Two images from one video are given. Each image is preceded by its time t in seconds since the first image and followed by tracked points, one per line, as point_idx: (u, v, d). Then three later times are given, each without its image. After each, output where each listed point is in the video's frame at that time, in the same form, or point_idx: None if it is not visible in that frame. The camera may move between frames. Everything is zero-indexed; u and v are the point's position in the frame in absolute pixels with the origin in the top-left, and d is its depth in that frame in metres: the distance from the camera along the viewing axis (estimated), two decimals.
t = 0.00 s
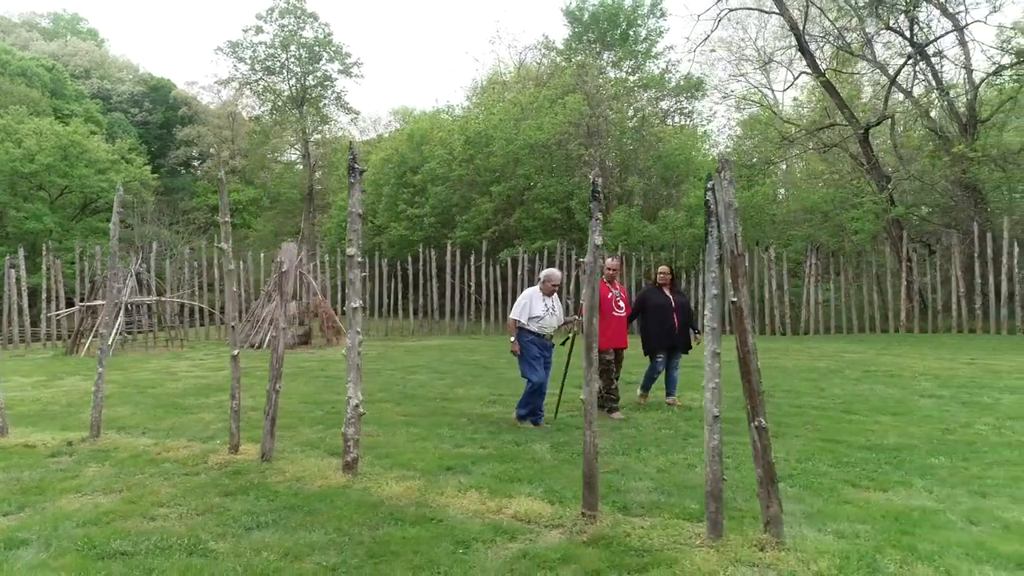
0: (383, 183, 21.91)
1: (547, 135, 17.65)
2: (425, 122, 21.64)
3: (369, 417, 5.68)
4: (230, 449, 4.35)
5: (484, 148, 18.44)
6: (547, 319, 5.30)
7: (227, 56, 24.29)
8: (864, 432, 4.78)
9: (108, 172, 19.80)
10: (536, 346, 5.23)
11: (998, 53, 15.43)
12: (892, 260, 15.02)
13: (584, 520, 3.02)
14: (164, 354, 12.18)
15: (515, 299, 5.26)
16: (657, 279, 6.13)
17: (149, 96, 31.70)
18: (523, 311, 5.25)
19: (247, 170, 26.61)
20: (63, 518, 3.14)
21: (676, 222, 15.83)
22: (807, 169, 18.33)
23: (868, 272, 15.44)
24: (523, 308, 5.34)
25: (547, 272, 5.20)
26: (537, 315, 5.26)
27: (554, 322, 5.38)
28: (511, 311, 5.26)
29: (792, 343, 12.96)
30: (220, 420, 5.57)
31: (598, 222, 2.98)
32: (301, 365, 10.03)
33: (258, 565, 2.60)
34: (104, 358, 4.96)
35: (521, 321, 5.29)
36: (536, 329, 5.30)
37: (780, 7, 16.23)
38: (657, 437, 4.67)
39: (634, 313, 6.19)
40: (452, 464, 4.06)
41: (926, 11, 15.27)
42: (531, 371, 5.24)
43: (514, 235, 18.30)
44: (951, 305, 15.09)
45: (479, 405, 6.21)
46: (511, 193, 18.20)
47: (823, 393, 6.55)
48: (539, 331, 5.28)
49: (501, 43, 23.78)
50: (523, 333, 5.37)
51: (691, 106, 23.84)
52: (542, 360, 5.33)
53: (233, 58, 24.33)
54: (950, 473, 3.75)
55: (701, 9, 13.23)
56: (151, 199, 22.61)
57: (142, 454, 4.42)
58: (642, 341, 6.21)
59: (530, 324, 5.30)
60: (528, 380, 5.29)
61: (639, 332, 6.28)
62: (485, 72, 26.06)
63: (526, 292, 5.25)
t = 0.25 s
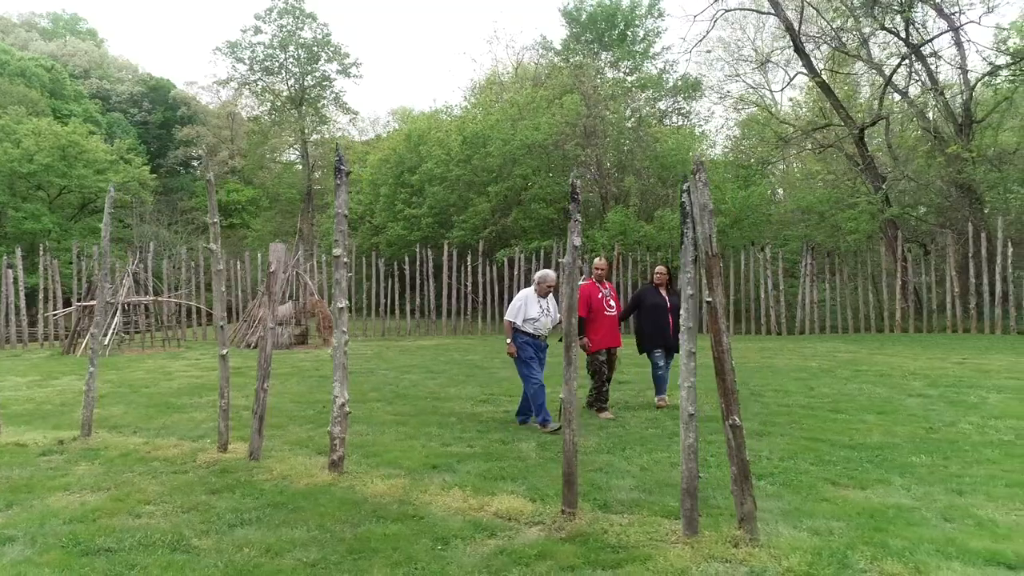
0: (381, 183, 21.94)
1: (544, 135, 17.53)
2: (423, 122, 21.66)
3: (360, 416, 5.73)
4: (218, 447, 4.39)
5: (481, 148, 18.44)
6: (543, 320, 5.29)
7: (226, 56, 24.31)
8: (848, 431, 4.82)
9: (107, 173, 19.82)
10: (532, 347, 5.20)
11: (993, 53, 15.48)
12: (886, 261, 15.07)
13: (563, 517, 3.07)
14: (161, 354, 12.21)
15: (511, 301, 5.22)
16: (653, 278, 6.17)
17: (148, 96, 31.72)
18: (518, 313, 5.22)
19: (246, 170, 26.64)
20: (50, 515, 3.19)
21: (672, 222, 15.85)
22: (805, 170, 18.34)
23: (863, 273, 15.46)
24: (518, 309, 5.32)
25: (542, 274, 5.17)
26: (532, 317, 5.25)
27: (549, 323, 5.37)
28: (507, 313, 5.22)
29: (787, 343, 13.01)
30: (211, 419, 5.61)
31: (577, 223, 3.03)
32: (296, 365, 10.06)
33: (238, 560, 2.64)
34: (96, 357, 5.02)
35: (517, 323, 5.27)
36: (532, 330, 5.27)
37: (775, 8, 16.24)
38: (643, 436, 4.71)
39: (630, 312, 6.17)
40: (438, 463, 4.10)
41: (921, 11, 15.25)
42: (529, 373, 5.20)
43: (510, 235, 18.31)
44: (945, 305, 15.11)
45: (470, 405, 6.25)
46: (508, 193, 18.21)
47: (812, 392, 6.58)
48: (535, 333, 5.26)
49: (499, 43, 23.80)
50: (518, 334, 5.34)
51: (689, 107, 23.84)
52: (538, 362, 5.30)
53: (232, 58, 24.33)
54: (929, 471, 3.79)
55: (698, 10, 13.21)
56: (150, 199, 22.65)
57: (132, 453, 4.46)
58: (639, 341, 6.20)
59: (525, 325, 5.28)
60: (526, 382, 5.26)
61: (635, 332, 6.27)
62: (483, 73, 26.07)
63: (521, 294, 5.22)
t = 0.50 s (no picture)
0: (378, 183, 21.97)
1: (539, 136, 17.58)
2: (420, 123, 21.69)
3: (349, 416, 5.76)
4: (206, 447, 4.43)
5: (478, 148, 18.46)
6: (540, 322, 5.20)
7: (224, 57, 24.32)
8: (832, 430, 4.85)
9: (105, 173, 19.86)
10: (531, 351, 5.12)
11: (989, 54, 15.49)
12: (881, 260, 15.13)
13: (541, 515, 3.11)
14: (156, 355, 12.24)
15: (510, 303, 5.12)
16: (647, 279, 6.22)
17: (147, 96, 31.75)
18: (517, 315, 5.13)
19: (244, 170, 26.68)
20: (35, 513, 3.23)
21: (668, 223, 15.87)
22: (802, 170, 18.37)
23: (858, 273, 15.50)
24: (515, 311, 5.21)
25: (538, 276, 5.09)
26: (530, 318, 5.18)
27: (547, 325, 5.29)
28: (505, 316, 5.11)
29: (782, 343, 13.04)
30: (201, 419, 5.64)
31: (555, 224, 3.06)
32: (291, 364, 10.10)
33: (217, 557, 2.67)
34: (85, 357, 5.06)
35: (513, 325, 5.19)
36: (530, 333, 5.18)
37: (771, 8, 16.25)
38: (628, 436, 4.74)
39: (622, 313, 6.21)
40: (422, 462, 4.13)
41: (917, 11, 15.22)
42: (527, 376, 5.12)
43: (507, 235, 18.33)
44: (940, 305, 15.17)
45: (460, 405, 6.28)
46: (505, 193, 18.23)
47: (800, 392, 6.62)
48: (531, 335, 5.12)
49: (496, 44, 23.82)
50: (515, 336, 5.23)
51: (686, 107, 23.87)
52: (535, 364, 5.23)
53: (230, 58, 24.34)
54: (907, 470, 3.83)
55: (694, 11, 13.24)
56: (148, 199, 22.69)
57: (121, 452, 4.50)
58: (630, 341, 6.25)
59: (524, 328, 5.19)
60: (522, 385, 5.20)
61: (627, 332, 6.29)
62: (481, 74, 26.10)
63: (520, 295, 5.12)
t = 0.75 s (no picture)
0: (376, 183, 21.98)
1: (537, 137, 17.58)
2: (418, 123, 21.71)
3: (340, 416, 5.78)
4: (196, 446, 4.45)
5: (475, 149, 18.47)
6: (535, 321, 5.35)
7: (223, 57, 24.31)
8: (818, 430, 4.88)
9: (104, 174, 19.88)
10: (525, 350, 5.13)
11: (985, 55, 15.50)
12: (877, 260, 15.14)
13: (523, 514, 3.14)
14: (153, 355, 12.25)
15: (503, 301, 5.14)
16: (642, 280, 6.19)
17: (146, 96, 31.77)
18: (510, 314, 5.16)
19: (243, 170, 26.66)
20: (22, 512, 3.25)
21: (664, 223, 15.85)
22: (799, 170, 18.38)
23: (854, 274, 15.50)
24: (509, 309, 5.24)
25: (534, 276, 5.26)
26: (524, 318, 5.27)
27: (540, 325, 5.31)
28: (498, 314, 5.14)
29: (776, 343, 13.09)
30: (192, 419, 5.67)
31: (535, 227, 3.10)
32: (286, 365, 10.11)
33: (200, 556, 2.70)
34: (75, 358, 5.08)
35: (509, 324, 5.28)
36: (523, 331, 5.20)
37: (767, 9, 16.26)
38: (616, 436, 4.77)
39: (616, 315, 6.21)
40: (409, 461, 4.16)
41: (913, 11, 15.21)
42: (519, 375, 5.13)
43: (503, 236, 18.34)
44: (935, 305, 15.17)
45: (451, 405, 6.30)
46: (502, 194, 18.24)
47: (790, 392, 6.64)
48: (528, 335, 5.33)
49: (494, 44, 23.84)
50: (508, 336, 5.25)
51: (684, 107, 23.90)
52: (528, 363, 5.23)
53: (229, 59, 24.32)
54: (890, 470, 3.85)
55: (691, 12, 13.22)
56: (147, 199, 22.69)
57: (110, 452, 4.52)
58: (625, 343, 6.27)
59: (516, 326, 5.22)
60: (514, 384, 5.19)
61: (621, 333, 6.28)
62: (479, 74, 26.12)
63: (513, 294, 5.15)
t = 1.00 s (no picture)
0: (373, 184, 22.00)
1: (534, 137, 17.57)
2: (415, 123, 21.73)
3: (329, 416, 5.80)
4: (183, 446, 4.48)
5: (472, 149, 18.48)
6: (529, 321, 5.18)
7: (222, 57, 24.25)
8: (803, 430, 4.90)
9: (102, 174, 19.89)
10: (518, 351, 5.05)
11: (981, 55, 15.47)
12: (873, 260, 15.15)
13: (503, 513, 3.16)
14: (149, 355, 12.27)
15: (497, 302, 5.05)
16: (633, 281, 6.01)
17: (145, 96, 31.79)
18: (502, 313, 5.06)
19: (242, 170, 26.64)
20: (6, 512, 3.28)
21: (660, 223, 15.84)
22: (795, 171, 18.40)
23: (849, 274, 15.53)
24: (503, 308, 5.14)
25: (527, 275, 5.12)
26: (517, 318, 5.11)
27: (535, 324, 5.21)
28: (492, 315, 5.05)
29: (770, 344, 13.15)
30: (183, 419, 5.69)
31: (514, 228, 3.13)
32: (280, 365, 10.13)
33: (179, 554, 2.73)
34: (65, 358, 5.10)
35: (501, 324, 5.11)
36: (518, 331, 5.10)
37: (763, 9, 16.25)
38: (602, 436, 4.79)
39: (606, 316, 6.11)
40: (394, 461, 4.19)
41: (909, 11, 15.17)
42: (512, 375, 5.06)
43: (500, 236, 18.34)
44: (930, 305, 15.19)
45: (441, 405, 6.32)
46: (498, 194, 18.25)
47: (780, 393, 6.66)
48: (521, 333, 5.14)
49: (492, 44, 23.84)
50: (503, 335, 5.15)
51: (681, 108, 23.91)
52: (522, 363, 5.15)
53: (227, 59, 24.23)
54: (871, 470, 3.87)
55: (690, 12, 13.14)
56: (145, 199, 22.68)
57: (98, 451, 4.54)
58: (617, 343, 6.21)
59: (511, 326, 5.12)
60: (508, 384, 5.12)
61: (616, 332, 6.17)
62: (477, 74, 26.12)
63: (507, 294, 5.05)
